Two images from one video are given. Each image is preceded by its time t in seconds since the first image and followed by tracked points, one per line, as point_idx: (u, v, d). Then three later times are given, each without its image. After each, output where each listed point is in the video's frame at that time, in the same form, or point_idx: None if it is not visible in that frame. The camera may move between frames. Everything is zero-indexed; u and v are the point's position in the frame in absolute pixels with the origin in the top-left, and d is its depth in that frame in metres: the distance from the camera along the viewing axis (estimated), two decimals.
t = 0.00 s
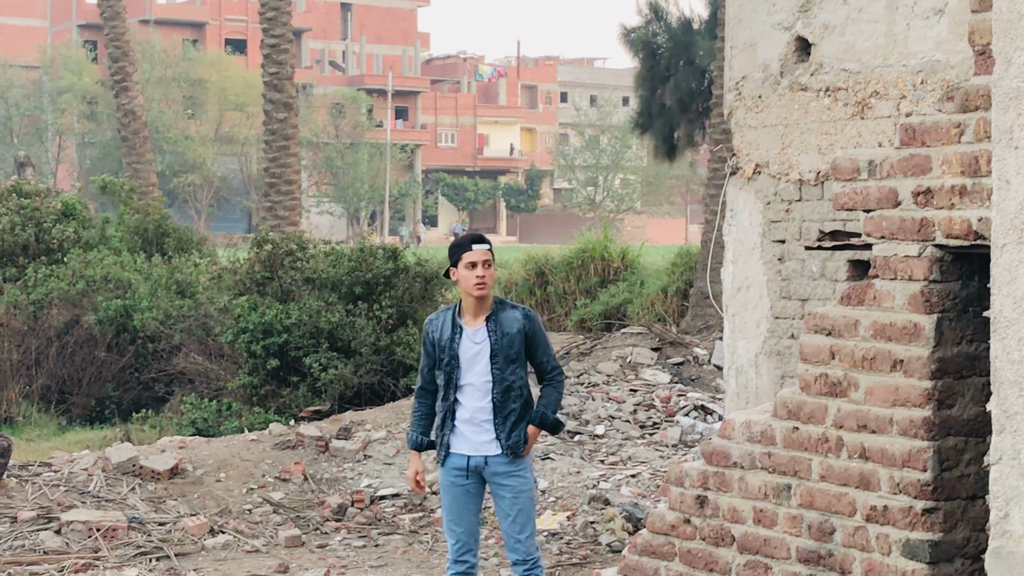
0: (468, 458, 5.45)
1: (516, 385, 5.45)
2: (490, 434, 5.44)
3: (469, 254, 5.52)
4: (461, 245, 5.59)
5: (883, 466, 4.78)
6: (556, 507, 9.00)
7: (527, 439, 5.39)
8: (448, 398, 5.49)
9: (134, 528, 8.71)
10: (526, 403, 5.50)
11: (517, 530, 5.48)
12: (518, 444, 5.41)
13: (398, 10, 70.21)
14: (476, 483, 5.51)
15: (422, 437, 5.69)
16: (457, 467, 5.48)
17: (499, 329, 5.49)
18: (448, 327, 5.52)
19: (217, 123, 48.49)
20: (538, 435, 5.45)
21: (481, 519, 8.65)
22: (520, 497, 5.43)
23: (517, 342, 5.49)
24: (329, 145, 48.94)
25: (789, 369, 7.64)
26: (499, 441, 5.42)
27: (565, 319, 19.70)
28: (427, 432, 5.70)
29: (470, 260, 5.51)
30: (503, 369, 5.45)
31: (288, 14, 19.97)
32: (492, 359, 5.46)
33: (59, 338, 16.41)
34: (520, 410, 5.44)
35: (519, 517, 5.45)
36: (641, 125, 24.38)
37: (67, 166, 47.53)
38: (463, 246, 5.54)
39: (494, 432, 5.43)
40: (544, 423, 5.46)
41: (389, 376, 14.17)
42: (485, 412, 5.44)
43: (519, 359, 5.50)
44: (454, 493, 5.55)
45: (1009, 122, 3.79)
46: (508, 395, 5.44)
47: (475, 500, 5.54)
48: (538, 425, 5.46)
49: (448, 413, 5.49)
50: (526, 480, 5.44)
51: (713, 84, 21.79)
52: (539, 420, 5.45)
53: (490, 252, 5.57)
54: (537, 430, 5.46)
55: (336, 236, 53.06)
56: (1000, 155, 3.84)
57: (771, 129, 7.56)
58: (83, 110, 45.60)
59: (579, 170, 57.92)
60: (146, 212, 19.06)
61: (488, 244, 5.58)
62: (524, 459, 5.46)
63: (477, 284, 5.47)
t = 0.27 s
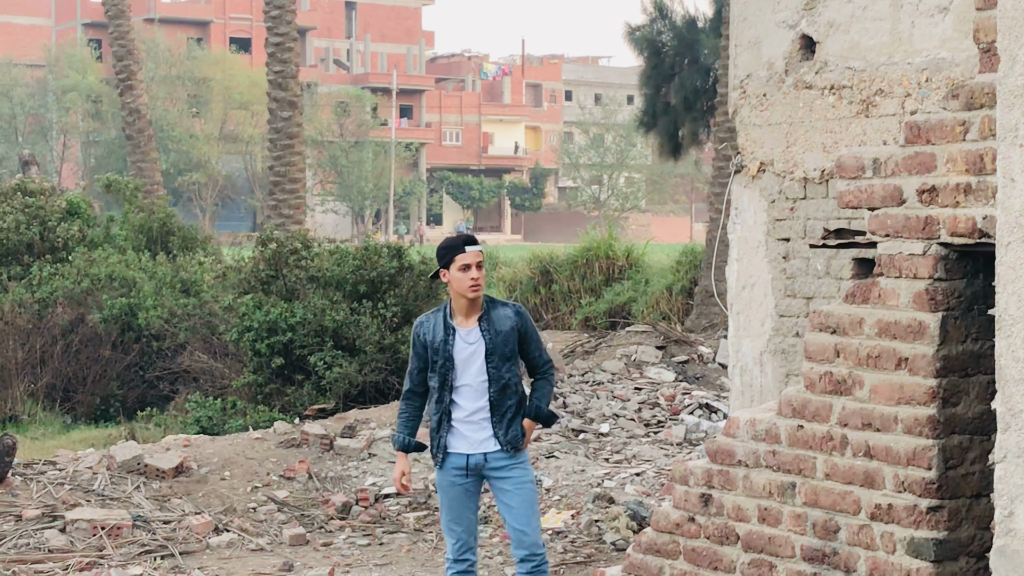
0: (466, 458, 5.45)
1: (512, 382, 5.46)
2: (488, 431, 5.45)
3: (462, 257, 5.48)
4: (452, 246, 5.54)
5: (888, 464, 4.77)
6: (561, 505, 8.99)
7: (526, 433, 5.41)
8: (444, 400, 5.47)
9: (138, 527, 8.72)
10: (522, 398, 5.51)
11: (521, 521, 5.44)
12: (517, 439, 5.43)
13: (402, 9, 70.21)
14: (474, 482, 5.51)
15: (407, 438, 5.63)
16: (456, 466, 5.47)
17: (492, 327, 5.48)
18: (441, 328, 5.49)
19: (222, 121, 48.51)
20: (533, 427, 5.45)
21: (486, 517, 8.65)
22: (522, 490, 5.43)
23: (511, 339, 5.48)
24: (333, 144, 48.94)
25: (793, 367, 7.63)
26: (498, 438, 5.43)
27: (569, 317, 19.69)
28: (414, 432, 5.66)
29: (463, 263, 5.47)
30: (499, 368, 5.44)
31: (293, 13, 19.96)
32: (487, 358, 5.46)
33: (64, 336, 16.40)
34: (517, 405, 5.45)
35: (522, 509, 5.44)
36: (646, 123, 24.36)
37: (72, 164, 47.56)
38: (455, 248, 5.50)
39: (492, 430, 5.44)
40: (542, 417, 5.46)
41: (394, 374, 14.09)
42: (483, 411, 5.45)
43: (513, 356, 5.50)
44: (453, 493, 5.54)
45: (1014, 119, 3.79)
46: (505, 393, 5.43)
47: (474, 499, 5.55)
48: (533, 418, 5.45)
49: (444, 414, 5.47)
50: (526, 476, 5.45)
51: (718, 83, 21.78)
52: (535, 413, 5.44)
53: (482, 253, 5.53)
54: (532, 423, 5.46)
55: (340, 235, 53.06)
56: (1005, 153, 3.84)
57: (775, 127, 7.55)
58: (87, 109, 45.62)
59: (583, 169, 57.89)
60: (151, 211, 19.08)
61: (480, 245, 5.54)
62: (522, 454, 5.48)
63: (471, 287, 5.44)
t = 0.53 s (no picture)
0: (468, 457, 5.46)
1: (513, 381, 5.45)
2: (488, 431, 5.46)
3: (459, 259, 5.47)
4: (450, 247, 5.52)
5: (891, 465, 4.77)
6: (564, 505, 9.00)
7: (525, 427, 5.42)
8: (444, 401, 5.45)
9: (142, 526, 8.73)
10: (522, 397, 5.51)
11: (519, 510, 5.41)
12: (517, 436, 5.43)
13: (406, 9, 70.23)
14: (476, 482, 5.52)
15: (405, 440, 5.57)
16: (457, 466, 5.48)
17: (492, 328, 5.47)
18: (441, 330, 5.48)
19: (226, 121, 48.52)
20: (533, 421, 5.47)
21: (489, 517, 8.66)
22: (521, 484, 5.41)
23: (512, 339, 5.48)
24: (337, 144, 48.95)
25: (797, 367, 7.62)
26: (498, 436, 5.44)
27: (573, 317, 19.71)
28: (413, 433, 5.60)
29: (459, 265, 5.46)
30: (500, 368, 5.44)
31: (297, 12, 19.97)
32: (487, 359, 5.45)
33: (68, 336, 16.44)
34: (517, 403, 5.46)
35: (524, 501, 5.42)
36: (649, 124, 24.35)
37: (76, 164, 47.59)
38: (452, 249, 5.49)
39: (492, 429, 5.45)
40: (541, 411, 5.49)
41: (397, 374, 14.15)
42: (484, 411, 5.45)
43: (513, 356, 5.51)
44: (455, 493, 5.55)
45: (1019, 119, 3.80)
46: (506, 392, 5.44)
47: (477, 498, 5.56)
48: (533, 412, 5.47)
49: (444, 415, 5.46)
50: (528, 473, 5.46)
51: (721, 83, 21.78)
52: (535, 406, 5.47)
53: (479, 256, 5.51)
54: (531, 418, 5.48)
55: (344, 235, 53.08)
56: (1010, 153, 3.86)
57: (780, 127, 7.54)
58: (91, 109, 45.64)
59: (586, 169, 57.87)
60: (155, 211, 19.09)
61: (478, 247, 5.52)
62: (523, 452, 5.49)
63: (466, 290, 5.42)
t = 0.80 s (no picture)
0: (468, 462, 5.40)
1: (515, 387, 5.39)
2: (488, 436, 5.40)
3: (462, 266, 5.38)
4: (457, 248, 5.41)
5: (891, 465, 4.76)
6: (564, 505, 8.99)
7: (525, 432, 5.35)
8: (445, 405, 5.39)
9: (142, 526, 8.72)
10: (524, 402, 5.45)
11: (514, 515, 5.37)
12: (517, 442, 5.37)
13: (407, 9, 70.23)
14: (477, 486, 5.46)
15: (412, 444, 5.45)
16: (457, 471, 5.43)
17: (495, 332, 5.41)
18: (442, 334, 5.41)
19: (227, 121, 48.51)
20: (533, 426, 5.40)
21: (489, 518, 8.66)
22: (517, 488, 5.36)
23: (514, 345, 5.42)
24: (338, 144, 48.93)
25: (797, 367, 7.60)
26: (497, 441, 5.38)
27: (573, 318, 19.70)
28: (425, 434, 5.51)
29: (461, 273, 5.38)
30: (502, 373, 5.38)
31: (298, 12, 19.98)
32: (489, 364, 5.39)
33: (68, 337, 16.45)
34: (518, 408, 5.40)
35: (522, 503, 5.37)
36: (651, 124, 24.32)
37: (77, 164, 47.61)
38: (457, 254, 5.39)
39: (492, 435, 5.39)
40: (541, 416, 5.43)
41: (398, 374, 14.17)
42: (485, 416, 5.39)
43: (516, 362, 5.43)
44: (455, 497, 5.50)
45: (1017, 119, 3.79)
46: (507, 399, 5.37)
47: (478, 503, 5.50)
48: (533, 417, 5.41)
49: (445, 419, 5.40)
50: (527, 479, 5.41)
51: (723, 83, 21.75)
52: (535, 412, 5.41)
53: (484, 263, 5.39)
54: (532, 423, 5.41)
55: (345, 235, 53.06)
56: (1009, 153, 3.85)
57: (780, 128, 7.52)
58: (92, 108, 45.63)
59: (588, 169, 57.83)
60: (155, 211, 19.09)
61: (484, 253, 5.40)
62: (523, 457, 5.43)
63: (466, 299, 5.36)
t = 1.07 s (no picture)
0: (473, 472, 5.29)
1: (525, 401, 5.24)
2: (494, 449, 5.26)
3: (478, 276, 5.24)
4: (476, 257, 5.27)
5: (890, 463, 4.77)
6: (564, 503, 9.00)
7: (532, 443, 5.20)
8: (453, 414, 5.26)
9: (142, 523, 8.73)
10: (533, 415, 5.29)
11: (515, 523, 5.24)
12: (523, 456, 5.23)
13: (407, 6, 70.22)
14: (480, 496, 5.34)
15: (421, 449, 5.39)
16: (462, 479, 5.32)
17: (509, 344, 5.26)
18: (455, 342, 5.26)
19: (227, 119, 48.51)
20: (540, 440, 5.24)
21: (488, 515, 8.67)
22: (520, 501, 5.22)
23: (527, 357, 5.27)
24: (338, 141, 48.93)
25: (796, 365, 7.61)
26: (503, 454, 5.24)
27: (573, 315, 19.72)
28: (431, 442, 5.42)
29: (477, 282, 5.23)
30: (512, 386, 5.23)
31: (299, 10, 19.96)
32: (500, 376, 5.24)
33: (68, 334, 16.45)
34: (527, 421, 5.25)
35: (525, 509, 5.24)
36: (650, 121, 24.34)
37: (77, 161, 47.62)
38: (476, 264, 5.25)
39: (499, 447, 5.26)
40: (548, 430, 5.26)
41: (397, 371, 14.17)
42: (492, 428, 5.26)
43: (528, 374, 5.28)
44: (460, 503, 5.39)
45: (1016, 117, 3.81)
46: (516, 412, 5.23)
47: (482, 511, 5.39)
48: (542, 430, 5.25)
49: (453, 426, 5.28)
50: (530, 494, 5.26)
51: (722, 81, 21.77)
52: (543, 426, 5.25)
53: (502, 276, 5.26)
54: (539, 436, 5.26)
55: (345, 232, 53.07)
56: (1008, 151, 3.85)
57: (779, 125, 7.51)
58: (92, 106, 45.62)
59: (587, 167, 57.84)
60: (155, 208, 19.10)
61: (503, 267, 5.26)
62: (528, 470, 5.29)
63: (480, 309, 5.22)
